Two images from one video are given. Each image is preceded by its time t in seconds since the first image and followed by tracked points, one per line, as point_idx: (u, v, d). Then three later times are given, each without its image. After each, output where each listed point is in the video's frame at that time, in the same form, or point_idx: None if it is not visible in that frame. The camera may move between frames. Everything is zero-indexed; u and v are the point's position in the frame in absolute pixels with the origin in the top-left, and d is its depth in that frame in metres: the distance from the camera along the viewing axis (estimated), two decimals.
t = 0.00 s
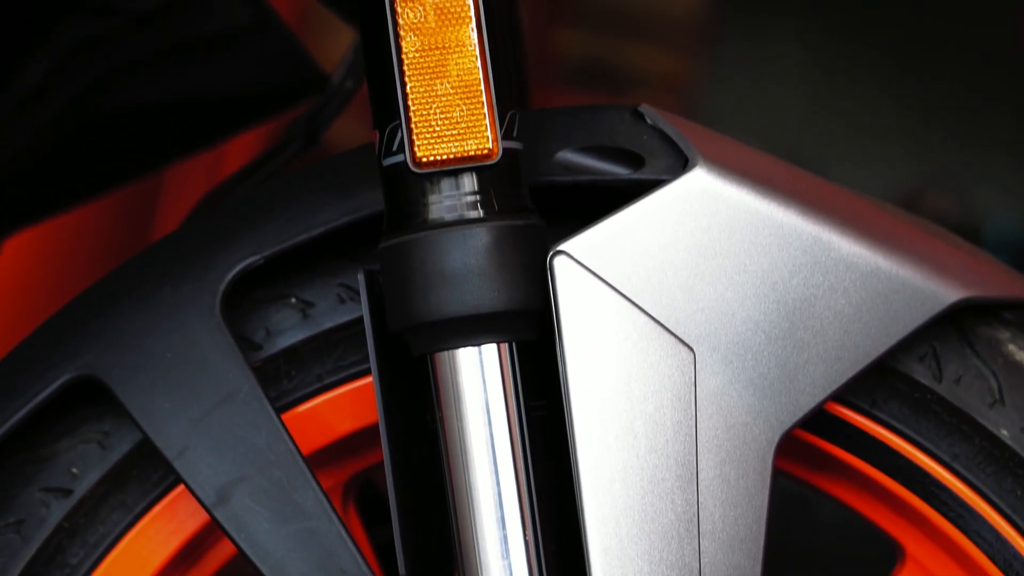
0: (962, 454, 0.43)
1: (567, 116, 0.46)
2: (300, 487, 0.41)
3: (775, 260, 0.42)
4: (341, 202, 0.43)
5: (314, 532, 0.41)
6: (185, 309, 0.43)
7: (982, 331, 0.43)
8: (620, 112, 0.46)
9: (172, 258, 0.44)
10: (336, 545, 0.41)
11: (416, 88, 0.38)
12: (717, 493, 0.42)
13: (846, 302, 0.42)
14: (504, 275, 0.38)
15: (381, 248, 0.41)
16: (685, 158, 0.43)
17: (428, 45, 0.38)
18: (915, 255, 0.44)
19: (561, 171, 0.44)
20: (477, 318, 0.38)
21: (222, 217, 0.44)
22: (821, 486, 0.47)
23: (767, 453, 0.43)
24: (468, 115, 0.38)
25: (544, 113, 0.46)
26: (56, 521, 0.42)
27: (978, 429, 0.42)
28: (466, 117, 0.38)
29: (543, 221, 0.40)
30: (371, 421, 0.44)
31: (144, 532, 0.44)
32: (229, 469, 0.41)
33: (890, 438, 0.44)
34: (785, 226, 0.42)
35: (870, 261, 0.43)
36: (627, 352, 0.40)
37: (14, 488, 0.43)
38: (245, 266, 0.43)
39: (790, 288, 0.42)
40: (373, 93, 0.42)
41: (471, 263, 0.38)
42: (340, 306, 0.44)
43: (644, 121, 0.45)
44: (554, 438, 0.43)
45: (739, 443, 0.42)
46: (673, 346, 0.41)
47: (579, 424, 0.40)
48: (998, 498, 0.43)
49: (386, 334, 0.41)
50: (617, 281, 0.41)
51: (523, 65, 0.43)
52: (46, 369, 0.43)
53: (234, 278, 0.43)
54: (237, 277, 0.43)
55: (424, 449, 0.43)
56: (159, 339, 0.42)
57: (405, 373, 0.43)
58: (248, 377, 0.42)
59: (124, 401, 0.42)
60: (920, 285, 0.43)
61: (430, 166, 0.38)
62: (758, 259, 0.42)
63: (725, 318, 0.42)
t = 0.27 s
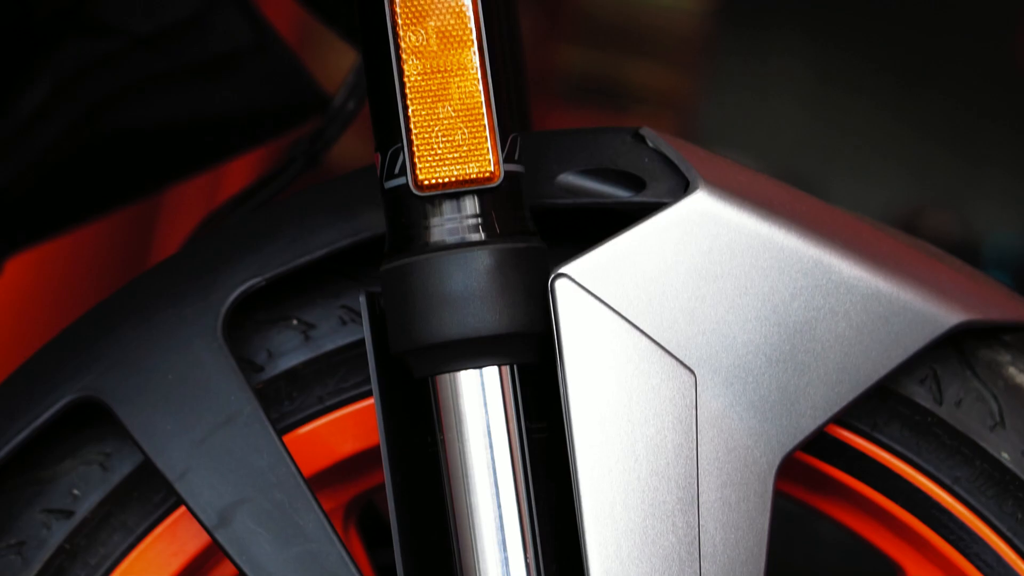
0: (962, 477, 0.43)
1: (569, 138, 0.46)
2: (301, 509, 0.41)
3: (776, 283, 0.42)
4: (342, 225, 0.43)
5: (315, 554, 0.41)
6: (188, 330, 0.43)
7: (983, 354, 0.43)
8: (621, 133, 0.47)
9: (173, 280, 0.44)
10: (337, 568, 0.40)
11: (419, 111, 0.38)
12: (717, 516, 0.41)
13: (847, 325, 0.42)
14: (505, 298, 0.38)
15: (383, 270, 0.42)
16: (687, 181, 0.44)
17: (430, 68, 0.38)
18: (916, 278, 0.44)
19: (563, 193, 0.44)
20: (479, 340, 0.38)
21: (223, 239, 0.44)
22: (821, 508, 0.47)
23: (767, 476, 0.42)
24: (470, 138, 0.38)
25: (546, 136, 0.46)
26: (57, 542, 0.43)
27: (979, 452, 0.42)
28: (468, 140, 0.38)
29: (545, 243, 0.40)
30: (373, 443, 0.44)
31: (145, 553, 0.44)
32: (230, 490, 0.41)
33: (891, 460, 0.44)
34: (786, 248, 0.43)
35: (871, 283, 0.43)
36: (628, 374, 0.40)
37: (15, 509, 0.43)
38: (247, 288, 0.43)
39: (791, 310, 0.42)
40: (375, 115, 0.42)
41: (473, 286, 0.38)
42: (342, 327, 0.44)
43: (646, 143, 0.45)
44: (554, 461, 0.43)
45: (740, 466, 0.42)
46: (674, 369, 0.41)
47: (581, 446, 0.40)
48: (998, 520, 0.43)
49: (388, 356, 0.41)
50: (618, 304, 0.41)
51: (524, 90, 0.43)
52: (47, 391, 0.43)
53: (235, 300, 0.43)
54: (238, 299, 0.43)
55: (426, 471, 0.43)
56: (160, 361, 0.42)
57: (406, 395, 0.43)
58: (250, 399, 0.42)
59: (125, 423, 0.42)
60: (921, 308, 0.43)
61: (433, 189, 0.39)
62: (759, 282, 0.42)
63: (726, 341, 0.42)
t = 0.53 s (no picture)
0: (963, 499, 0.43)
1: (570, 160, 0.46)
2: (302, 529, 0.41)
3: (777, 305, 0.42)
4: (343, 247, 0.43)
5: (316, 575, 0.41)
6: (190, 351, 0.43)
7: (984, 377, 0.43)
8: (622, 156, 0.47)
9: (175, 300, 0.44)
10: None
11: (421, 134, 0.38)
12: (718, 538, 0.41)
13: (848, 348, 0.42)
14: (507, 319, 0.38)
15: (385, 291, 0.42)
16: (689, 204, 0.44)
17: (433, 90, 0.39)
18: (916, 301, 0.44)
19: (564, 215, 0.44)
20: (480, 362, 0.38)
21: (226, 260, 0.45)
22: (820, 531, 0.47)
23: (767, 498, 0.42)
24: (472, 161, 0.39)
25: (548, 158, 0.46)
26: (58, 562, 0.42)
27: (980, 475, 0.42)
28: (471, 162, 0.38)
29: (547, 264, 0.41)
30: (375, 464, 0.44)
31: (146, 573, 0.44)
32: (231, 510, 0.41)
33: (892, 483, 0.43)
34: (788, 270, 0.43)
35: (872, 306, 0.43)
36: (629, 397, 0.40)
37: (16, 529, 0.43)
38: (248, 309, 0.43)
39: (793, 333, 0.42)
40: (378, 137, 0.42)
41: (474, 308, 0.38)
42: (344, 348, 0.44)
43: (647, 165, 0.46)
44: (555, 483, 0.43)
45: (740, 488, 0.42)
46: (675, 392, 0.41)
47: (582, 469, 0.40)
48: (998, 542, 0.43)
49: (389, 378, 0.41)
50: (619, 326, 0.41)
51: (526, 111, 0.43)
52: (50, 411, 0.43)
53: (237, 320, 0.43)
54: (240, 320, 0.43)
55: (427, 493, 0.43)
56: (162, 382, 0.42)
57: (407, 417, 0.43)
58: (251, 419, 0.42)
59: (126, 444, 0.42)
60: (922, 331, 0.43)
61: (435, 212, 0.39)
62: (760, 304, 0.42)
63: (727, 363, 0.42)
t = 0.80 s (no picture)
0: (962, 523, 0.43)
1: (571, 183, 0.46)
2: (301, 552, 0.41)
3: (777, 329, 0.42)
4: (344, 269, 0.44)
5: None
6: (191, 373, 0.43)
7: (983, 401, 0.44)
8: (624, 178, 0.47)
9: (178, 321, 0.44)
10: None
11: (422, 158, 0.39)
12: (719, 563, 0.41)
13: (848, 371, 0.42)
14: (507, 342, 0.38)
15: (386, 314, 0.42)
16: (689, 227, 0.44)
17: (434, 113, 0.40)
18: (916, 324, 0.44)
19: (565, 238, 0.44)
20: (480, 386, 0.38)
21: (227, 281, 0.45)
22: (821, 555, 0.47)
23: (768, 522, 0.42)
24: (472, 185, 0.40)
25: (550, 181, 0.46)
26: None
27: (979, 498, 0.42)
28: (471, 185, 0.40)
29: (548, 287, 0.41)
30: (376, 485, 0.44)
31: None
32: (231, 533, 0.41)
33: (892, 507, 0.43)
34: (788, 294, 0.43)
35: (872, 329, 0.43)
36: (629, 420, 0.41)
37: (16, 551, 0.43)
38: (248, 332, 0.43)
39: (792, 357, 0.42)
40: (380, 161, 0.42)
41: (474, 332, 0.38)
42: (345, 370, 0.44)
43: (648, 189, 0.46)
44: (555, 507, 0.43)
45: (740, 512, 0.42)
46: (675, 415, 0.41)
47: (582, 492, 0.40)
48: (997, 566, 0.43)
49: (390, 401, 0.41)
50: (620, 350, 0.41)
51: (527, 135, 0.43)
52: (52, 432, 0.43)
53: (237, 343, 0.43)
54: (240, 342, 0.43)
55: (426, 515, 0.44)
56: (162, 404, 0.43)
57: (408, 440, 0.43)
58: (251, 442, 0.42)
59: (126, 466, 0.42)
60: (922, 354, 0.43)
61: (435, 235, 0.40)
62: (760, 327, 0.42)
63: (727, 387, 0.42)
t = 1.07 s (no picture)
0: (961, 548, 0.43)
1: (569, 207, 0.47)
2: None
3: (776, 353, 0.42)
4: (342, 293, 0.44)
5: None
6: (190, 396, 0.43)
7: (982, 425, 0.44)
8: (623, 203, 0.47)
9: (177, 344, 0.44)
10: None
11: (422, 181, 0.40)
12: None
13: (847, 396, 0.42)
14: (506, 367, 0.38)
15: (385, 339, 0.42)
16: (688, 251, 0.44)
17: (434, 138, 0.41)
18: (914, 349, 0.44)
19: (563, 262, 0.44)
20: (479, 411, 0.38)
21: (227, 304, 0.45)
22: None
23: (767, 547, 0.42)
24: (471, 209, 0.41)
25: (548, 205, 0.47)
26: None
27: (978, 523, 0.42)
28: (471, 210, 0.41)
29: (547, 312, 0.41)
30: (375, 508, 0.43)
31: None
32: (229, 557, 0.41)
33: (890, 530, 0.43)
34: (786, 319, 0.43)
35: (871, 354, 0.43)
36: (627, 444, 0.40)
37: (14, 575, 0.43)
38: (247, 355, 0.43)
39: (791, 381, 0.42)
40: (381, 186, 0.43)
41: (473, 356, 0.38)
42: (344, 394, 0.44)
43: (647, 213, 0.46)
44: (554, 532, 0.43)
45: (739, 536, 0.41)
46: (673, 439, 0.41)
47: (580, 516, 0.40)
48: None
49: (388, 425, 0.41)
50: (618, 374, 0.41)
51: (525, 162, 0.44)
52: (51, 455, 0.43)
53: (236, 366, 0.43)
54: (239, 366, 0.43)
55: (425, 540, 0.43)
56: (161, 427, 0.42)
57: (406, 465, 0.43)
58: (250, 465, 0.42)
59: (125, 489, 0.42)
60: (920, 379, 0.43)
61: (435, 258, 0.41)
62: (758, 352, 0.42)
63: (726, 411, 0.42)
